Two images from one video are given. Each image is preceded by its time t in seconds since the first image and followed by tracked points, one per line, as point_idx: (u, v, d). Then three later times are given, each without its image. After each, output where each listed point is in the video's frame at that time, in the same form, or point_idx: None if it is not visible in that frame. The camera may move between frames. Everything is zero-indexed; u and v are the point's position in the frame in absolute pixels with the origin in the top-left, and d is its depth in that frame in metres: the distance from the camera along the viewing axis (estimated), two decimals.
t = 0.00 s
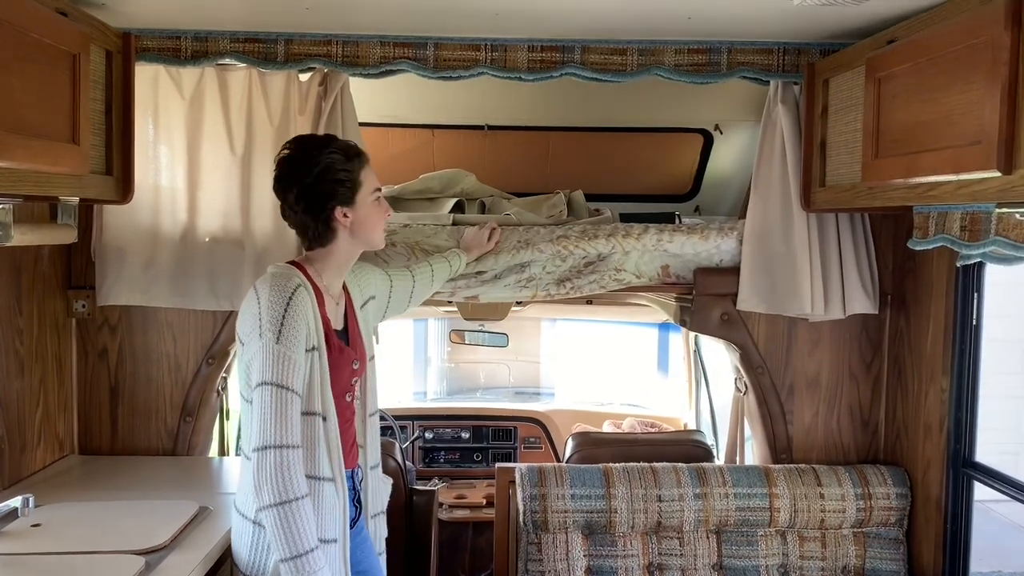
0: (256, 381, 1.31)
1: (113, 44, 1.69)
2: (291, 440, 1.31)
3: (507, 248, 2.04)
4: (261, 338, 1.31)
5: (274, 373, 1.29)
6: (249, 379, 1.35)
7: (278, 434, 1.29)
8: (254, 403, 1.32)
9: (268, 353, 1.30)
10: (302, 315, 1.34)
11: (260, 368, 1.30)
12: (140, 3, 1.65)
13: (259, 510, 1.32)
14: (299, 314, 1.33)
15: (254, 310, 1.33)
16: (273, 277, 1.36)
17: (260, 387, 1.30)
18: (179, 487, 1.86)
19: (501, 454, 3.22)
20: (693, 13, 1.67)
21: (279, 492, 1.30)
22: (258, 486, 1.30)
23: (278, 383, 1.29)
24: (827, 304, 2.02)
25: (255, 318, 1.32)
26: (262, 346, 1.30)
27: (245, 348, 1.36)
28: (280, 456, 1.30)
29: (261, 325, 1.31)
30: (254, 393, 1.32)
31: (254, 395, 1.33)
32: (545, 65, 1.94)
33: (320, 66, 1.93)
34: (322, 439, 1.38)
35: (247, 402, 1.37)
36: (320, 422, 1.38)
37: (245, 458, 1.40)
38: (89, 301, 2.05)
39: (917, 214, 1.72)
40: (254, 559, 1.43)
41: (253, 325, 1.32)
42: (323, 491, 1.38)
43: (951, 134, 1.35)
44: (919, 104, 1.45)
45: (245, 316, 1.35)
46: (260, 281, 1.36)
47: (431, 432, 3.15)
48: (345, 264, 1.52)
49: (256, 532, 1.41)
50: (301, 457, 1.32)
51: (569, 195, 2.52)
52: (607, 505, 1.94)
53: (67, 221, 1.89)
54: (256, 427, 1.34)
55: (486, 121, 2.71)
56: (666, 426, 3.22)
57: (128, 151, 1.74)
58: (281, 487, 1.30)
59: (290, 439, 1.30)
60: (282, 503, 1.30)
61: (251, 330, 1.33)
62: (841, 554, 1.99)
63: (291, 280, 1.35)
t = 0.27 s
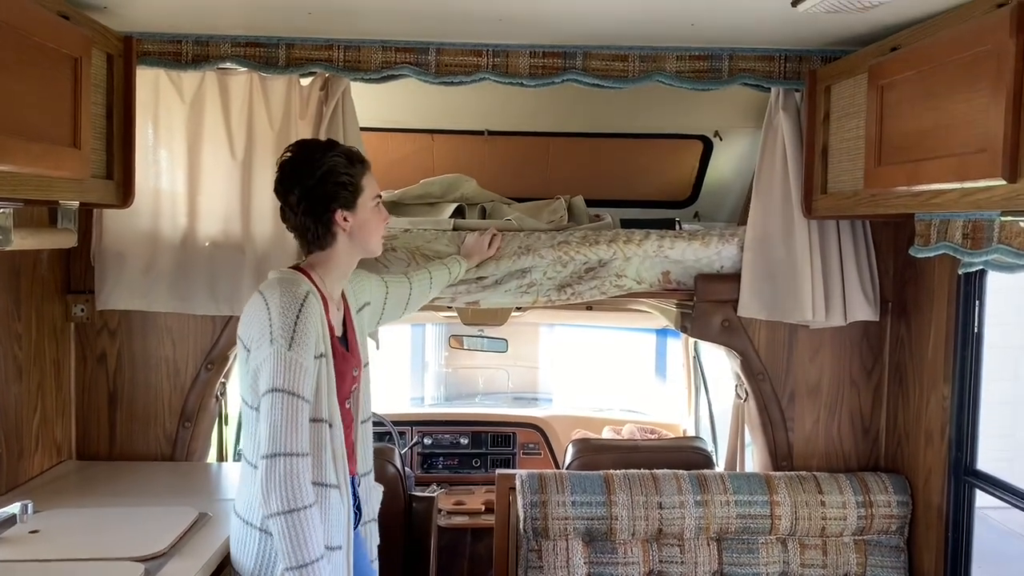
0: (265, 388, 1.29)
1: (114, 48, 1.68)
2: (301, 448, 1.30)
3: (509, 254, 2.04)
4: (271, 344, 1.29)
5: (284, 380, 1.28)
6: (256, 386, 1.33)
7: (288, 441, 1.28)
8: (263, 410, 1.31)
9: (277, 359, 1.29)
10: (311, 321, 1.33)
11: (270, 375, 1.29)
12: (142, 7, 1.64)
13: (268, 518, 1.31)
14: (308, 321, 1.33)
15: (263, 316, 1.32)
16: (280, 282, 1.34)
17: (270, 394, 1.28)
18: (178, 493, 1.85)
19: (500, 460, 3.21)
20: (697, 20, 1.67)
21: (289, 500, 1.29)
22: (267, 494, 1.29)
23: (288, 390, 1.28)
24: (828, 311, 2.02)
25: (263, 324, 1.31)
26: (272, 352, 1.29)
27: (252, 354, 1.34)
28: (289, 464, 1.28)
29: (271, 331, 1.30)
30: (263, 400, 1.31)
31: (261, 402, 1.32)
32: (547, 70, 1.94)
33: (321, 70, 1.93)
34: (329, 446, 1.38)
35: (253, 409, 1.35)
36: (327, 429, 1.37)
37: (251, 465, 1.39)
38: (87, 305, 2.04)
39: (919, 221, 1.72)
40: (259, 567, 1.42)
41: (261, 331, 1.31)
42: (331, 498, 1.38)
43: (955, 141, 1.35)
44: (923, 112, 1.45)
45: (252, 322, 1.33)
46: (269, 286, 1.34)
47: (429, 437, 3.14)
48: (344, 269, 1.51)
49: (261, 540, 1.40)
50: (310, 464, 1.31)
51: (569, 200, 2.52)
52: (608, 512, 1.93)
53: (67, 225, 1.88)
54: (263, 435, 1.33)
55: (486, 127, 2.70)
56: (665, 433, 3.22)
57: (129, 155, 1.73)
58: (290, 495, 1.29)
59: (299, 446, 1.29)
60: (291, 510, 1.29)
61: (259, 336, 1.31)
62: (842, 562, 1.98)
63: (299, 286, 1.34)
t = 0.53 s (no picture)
0: (273, 399, 1.27)
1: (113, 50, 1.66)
2: (312, 458, 1.28)
3: (511, 261, 2.02)
4: (278, 355, 1.27)
5: (294, 390, 1.26)
6: (263, 397, 1.31)
7: (300, 453, 1.27)
8: (271, 422, 1.28)
9: (285, 370, 1.27)
10: (315, 330, 1.31)
11: (278, 386, 1.27)
12: (142, 9, 1.63)
13: (282, 531, 1.29)
14: (313, 329, 1.31)
15: (268, 326, 1.29)
16: (282, 291, 1.32)
17: (280, 405, 1.26)
18: (174, 501, 1.82)
19: (497, 467, 3.19)
20: (701, 26, 1.66)
21: (302, 512, 1.28)
22: (281, 508, 1.28)
23: (298, 401, 1.27)
24: (831, 319, 2.00)
25: (269, 335, 1.29)
26: (279, 363, 1.27)
27: (256, 365, 1.31)
28: (302, 476, 1.28)
29: (277, 342, 1.28)
30: (270, 412, 1.28)
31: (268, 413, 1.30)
32: (549, 76, 1.92)
33: (321, 74, 1.91)
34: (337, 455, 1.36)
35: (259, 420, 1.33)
36: (335, 438, 1.35)
37: (255, 477, 1.36)
38: (83, 310, 2.01)
39: (922, 229, 1.71)
40: None
41: (267, 342, 1.29)
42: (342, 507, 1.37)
43: (964, 148, 1.35)
44: (931, 120, 1.45)
45: (255, 333, 1.30)
46: (271, 294, 1.32)
47: (426, 444, 3.12)
48: (344, 276, 1.49)
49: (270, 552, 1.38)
50: (322, 474, 1.30)
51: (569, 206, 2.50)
52: (609, 521, 1.91)
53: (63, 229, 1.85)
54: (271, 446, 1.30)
55: (485, 132, 2.69)
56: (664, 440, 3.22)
57: (128, 159, 1.71)
58: (304, 507, 1.28)
59: (311, 457, 1.28)
60: (305, 522, 1.28)
61: (264, 347, 1.29)
62: (844, 571, 1.96)
63: (301, 294, 1.32)
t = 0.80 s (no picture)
0: (271, 411, 1.24)
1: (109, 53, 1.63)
2: (314, 468, 1.25)
3: (513, 266, 2.00)
4: (272, 365, 1.24)
5: (290, 400, 1.23)
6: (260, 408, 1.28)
7: (302, 463, 1.24)
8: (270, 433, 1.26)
9: (280, 380, 1.24)
10: (309, 335, 1.28)
11: (275, 397, 1.24)
12: (138, 11, 1.59)
13: (288, 543, 1.27)
14: (305, 335, 1.27)
15: (259, 336, 1.26)
16: (270, 300, 1.29)
17: (276, 417, 1.24)
18: (172, 513, 1.78)
19: (498, 475, 3.15)
20: (708, 27, 1.63)
21: (306, 523, 1.25)
22: (285, 520, 1.25)
23: (295, 410, 1.24)
24: (839, 324, 1.98)
25: (261, 346, 1.26)
26: (274, 373, 1.24)
27: (251, 377, 1.29)
28: (306, 486, 1.25)
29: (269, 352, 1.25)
30: (268, 423, 1.26)
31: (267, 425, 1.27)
32: (552, 78, 1.90)
33: (320, 78, 1.88)
34: (344, 461, 1.33)
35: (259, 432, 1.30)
36: (340, 442, 1.32)
37: (264, 487, 1.35)
38: (78, 319, 1.97)
39: (932, 232, 1.69)
40: None
41: (260, 352, 1.26)
42: (352, 514, 1.34)
43: (979, 150, 1.32)
44: (943, 122, 1.42)
45: (247, 344, 1.27)
46: (256, 303, 1.29)
47: (426, 452, 3.09)
48: (331, 277, 1.47)
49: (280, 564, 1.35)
50: (326, 482, 1.27)
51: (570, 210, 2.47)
52: (616, 530, 1.88)
53: (59, 236, 1.82)
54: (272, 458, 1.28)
55: (485, 136, 2.66)
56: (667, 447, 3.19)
57: (124, 165, 1.68)
58: (308, 518, 1.26)
59: (313, 466, 1.25)
60: (311, 533, 1.26)
61: (257, 358, 1.26)
62: None
63: (290, 301, 1.29)
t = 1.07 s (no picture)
0: (247, 441, 1.21)
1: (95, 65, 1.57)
2: (293, 501, 1.22)
3: (517, 281, 1.93)
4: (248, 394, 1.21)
5: (266, 431, 1.20)
6: (240, 438, 1.25)
7: (278, 496, 1.20)
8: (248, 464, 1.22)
9: (256, 409, 1.20)
10: (289, 362, 1.23)
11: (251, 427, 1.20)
12: (124, 22, 1.54)
13: None
14: (286, 362, 1.23)
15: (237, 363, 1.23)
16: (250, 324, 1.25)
17: (253, 448, 1.20)
18: (163, 543, 1.71)
19: (503, 495, 3.07)
20: (715, 31, 1.57)
21: (285, 558, 1.22)
22: (263, 555, 1.22)
23: (272, 441, 1.20)
24: (854, 338, 1.91)
25: (238, 374, 1.22)
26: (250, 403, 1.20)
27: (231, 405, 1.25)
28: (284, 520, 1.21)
29: (246, 380, 1.21)
30: (246, 453, 1.22)
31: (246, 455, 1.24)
32: (553, 88, 1.84)
33: (315, 90, 1.83)
34: (330, 491, 1.29)
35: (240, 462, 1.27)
36: (325, 472, 1.28)
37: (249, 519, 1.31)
38: (67, 340, 1.91)
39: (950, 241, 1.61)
40: None
41: (237, 380, 1.22)
42: (338, 546, 1.30)
43: (1005, 155, 1.26)
44: (965, 126, 1.36)
45: (225, 371, 1.24)
46: (237, 327, 1.26)
47: (428, 472, 3.01)
48: (318, 301, 1.41)
49: None
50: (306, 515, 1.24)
51: (574, 223, 2.41)
52: (626, 556, 1.80)
53: (45, 255, 1.76)
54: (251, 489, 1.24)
55: (485, 148, 2.61)
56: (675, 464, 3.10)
57: (111, 181, 1.62)
58: (286, 554, 1.22)
59: (291, 499, 1.22)
60: (290, 568, 1.22)
61: (235, 386, 1.23)
62: None
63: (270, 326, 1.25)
